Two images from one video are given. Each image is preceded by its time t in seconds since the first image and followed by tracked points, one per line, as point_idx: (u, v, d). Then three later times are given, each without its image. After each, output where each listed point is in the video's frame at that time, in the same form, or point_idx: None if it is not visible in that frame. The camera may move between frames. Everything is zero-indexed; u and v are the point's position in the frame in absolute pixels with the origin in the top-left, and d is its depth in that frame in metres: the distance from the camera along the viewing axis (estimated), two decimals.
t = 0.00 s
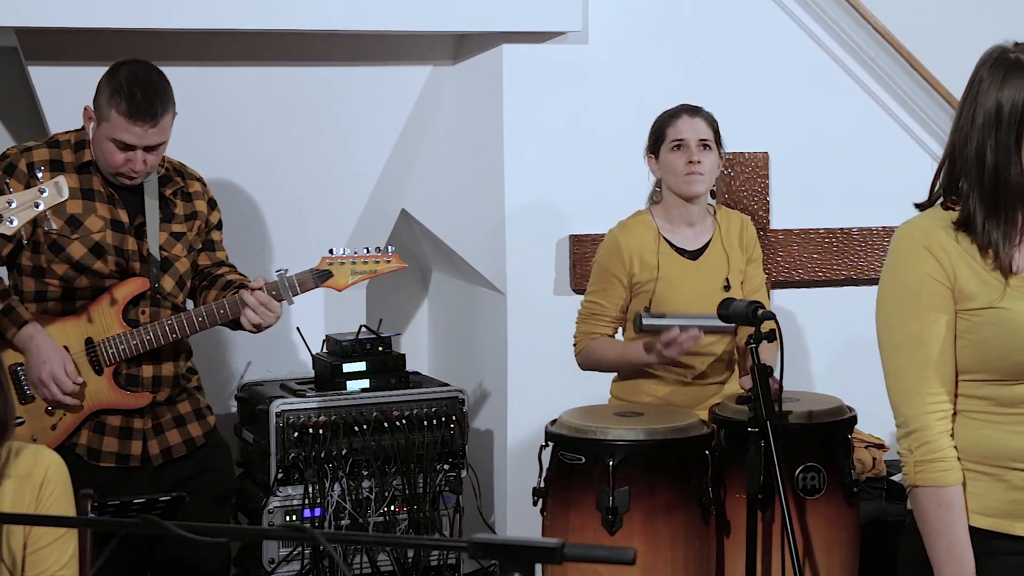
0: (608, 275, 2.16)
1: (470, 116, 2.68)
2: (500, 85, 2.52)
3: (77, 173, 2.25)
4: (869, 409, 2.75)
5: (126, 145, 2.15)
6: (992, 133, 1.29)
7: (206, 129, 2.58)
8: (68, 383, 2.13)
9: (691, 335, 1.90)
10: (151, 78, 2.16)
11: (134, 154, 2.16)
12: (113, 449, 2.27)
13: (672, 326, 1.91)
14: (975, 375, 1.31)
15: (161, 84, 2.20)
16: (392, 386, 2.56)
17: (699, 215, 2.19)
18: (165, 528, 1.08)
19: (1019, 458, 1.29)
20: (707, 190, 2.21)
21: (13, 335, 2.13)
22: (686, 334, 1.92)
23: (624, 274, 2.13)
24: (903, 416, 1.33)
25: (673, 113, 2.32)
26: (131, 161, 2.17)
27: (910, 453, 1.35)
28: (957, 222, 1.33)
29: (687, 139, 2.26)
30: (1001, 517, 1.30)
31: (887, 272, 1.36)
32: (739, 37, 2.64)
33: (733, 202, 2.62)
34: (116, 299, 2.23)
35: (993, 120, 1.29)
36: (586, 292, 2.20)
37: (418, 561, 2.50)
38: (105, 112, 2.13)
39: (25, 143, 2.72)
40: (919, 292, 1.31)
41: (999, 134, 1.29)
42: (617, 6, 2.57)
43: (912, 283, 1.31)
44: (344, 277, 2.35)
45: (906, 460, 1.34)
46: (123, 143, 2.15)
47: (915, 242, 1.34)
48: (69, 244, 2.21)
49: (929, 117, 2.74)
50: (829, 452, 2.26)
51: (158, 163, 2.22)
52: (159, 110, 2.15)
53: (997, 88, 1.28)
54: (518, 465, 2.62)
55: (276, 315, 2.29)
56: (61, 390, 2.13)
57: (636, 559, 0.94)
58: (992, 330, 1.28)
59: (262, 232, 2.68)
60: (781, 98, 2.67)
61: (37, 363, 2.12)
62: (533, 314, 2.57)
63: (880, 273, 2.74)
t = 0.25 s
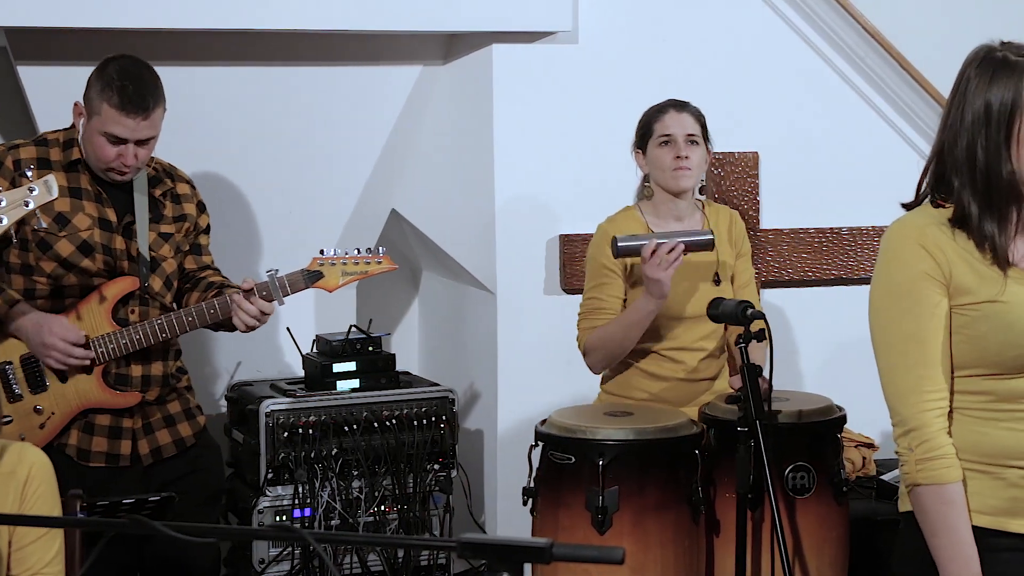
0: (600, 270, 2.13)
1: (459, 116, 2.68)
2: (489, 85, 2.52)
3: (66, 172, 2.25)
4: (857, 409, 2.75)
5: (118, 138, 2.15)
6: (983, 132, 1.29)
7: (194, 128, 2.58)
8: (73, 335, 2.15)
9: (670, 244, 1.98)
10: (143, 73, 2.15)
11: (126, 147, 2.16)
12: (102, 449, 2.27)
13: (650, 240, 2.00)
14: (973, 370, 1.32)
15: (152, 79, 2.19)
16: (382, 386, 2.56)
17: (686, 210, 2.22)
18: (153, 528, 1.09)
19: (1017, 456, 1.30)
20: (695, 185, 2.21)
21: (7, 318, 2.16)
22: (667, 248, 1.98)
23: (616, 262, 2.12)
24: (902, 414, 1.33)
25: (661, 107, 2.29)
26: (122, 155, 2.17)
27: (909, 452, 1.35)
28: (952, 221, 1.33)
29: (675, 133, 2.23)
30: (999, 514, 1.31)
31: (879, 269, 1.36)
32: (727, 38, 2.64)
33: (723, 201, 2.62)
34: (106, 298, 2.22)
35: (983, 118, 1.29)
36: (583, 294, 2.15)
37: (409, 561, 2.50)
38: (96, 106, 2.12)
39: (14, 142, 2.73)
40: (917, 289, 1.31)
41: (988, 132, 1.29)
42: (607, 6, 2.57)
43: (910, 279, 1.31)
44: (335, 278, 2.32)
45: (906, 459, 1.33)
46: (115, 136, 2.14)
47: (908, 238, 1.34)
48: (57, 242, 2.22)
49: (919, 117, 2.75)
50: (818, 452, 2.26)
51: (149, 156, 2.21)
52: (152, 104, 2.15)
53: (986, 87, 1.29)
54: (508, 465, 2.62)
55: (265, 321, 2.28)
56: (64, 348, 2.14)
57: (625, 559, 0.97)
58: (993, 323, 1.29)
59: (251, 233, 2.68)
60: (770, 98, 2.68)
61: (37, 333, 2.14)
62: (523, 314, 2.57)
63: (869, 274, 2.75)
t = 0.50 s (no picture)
0: (590, 268, 2.14)
1: (449, 116, 2.68)
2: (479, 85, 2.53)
3: (55, 170, 2.24)
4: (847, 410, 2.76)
5: (106, 138, 2.15)
6: (965, 135, 1.36)
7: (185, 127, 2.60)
8: (56, 367, 2.15)
9: (659, 244, 1.98)
10: (132, 73, 2.15)
11: (115, 147, 2.16)
12: (93, 449, 2.26)
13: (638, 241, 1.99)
14: (970, 380, 1.38)
15: (141, 79, 2.19)
16: (372, 386, 2.56)
17: (675, 209, 2.24)
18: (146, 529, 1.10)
19: (1017, 461, 1.36)
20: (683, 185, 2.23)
21: None
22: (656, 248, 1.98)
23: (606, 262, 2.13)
24: (911, 428, 1.36)
25: (649, 106, 2.29)
26: (111, 155, 2.17)
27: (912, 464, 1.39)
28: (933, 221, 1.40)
29: (663, 133, 2.23)
30: (1004, 522, 1.37)
31: (870, 279, 1.41)
32: (717, 37, 2.64)
33: (712, 201, 2.62)
34: (97, 297, 2.22)
35: (966, 121, 1.36)
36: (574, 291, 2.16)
37: (399, 561, 2.50)
38: (85, 106, 2.13)
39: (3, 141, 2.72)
40: (915, 300, 1.36)
41: (971, 135, 1.36)
42: (597, 6, 2.57)
43: (907, 290, 1.36)
44: (324, 272, 2.33)
45: (913, 472, 1.37)
46: (104, 136, 2.14)
47: (898, 245, 1.39)
48: (47, 241, 2.21)
49: (908, 117, 2.76)
50: (807, 451, 2.26)
51: (137, 156, 2.22)
52: (140, 104, 2.15)
53: (968, 92, 1.36)
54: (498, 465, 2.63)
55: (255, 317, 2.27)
56: (46, 375, 2.14)
57: (613, 558, 1.00)
58: (987, 331, 1.35)
59: (240, 229, 2.70)
60: (758, 97, 2.68)
61: (23, 352, 2.13)
62: (515, 313, 2.58)
63: (859, 273, 2.75)
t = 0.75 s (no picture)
0: (567, 274, 2.17)
1: (439, 116, 2.68)
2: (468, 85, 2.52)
3: (45, 169, 2.24)
4: (837, 411, 2.76)
5: (93, 141, 2.14)
6: (947, 137, 1.37)
7: (173, 129, 2.61)
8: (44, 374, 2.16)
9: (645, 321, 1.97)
10: (119, 74, 2.15)
11: (102, 149, 2.16)
12: (83, 449, 2.26)
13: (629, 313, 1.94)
14: (956, 385, 1.39)
15: (129, 80, 2.19)
16: (361, 386, 2.56)
17: (659, 213, 2.21)
18: (131, 528, 1.08)
19: (1008, 465, 1.38)
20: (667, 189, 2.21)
21: None
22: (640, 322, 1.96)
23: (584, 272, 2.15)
24: (902, 436, 1.36)
25: (633, 110, 2.29)
26: (99, 157, 2.17)
27: (902, 473, 1.38)
28: (914, 226, 1.40)
29: (647, 136, 2.24)
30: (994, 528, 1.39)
31: (851, 291, 1.40)
32: (706, 37, 2.65)
33: (702, 200, 2.63)
34: (86, 296, 2.22)
35: (947, 124, 1.37)
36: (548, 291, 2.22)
37: (389, 561, 2.50)
38: (71, 107, 2.12)
39: None
40: (898, 308, 1.35)
41: (952, 137, 1.37)
42: (586, 6, 2.57)
43: (890, 298, 1.36)
44: (314, 271, 2.33)
45: (904, 482, 1.36)
46: (91, 139, 2.14)
47: (878, 252, 1.39)
48: (36, 239, 2.21)
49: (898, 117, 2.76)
50: (798, 451, 2.25)
51: (127, 157, 2.21)
52: (126, 105, 2.14)
53: (948, 95, 1.38)
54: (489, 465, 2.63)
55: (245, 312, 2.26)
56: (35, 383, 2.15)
57: (602, 558, 0.99)
58: (972, 334, 1.36)
59: (229, 229, 2.70)
60: (747, 97, 2.69)
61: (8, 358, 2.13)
62: (506, 314, 2.58)
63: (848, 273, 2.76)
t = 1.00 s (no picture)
0: (555, 275, 2.16)
1: (428, 116, 2.68)
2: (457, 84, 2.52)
3: (33, 168, 2.24)
4: (824, 412, 2.77)
5: (81, 137, 2.14)
6: (926, 132, 1.38)
7: (162, 129, 2.62)
8: (39, 343, 2.15)
9: (615, 240, 2.03)
10: (105, 71, 2.15)
11: (89, 146, 2.16)
12: (71, 449, 2.26)
13: (598, 237, 2.04)
14: (945, 382, 1.39)
15: (115, 77, 2.19)
16: (350, 386, 2.56)
17: (641, 213, 2.24)
18: (117, 528, 1.08)
19: (990, 466, 1.38)
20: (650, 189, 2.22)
21: None
22: (613, 245, 2.03)
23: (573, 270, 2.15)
24: (890, 436, 1.36)
25: (617, 109, 2.29)
26: (86, 154, 2.16)
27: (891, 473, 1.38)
28: (893, 221, 1.42)
29: (632, 137, 2.24)
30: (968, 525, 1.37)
31: (834, 286, 1.41)
32: (695, 37, 2.65)
33: (690, 200, 2.63)
34: (74, 295, 2.22)
35: (925, 119, 1.39)
36: (538, 297, 2.18)
37: (378, 561, 2.50)
38: (58, 105, 2.12)
39: None
40: (886, 304, 1.35)
41: (932, 131, 1.38)
42: (575, 6, 2.57)
43: (878, 295, 1.36)
44: (304, 270, 2.34)
45: (894, 482, 1.36)
46: (78, 135, 2.13)
47: (865, 247, 1.39)
48: (24, 239, 2.20)
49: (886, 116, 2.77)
50: (786, 451, 2.24)
51: (115, 154, 2.21)
52: (113, 102, 2.14)
53: (926, 89, 1.39)
54: (477, 464, 2.63)
55: (235, 311, 2.26)
56: (30, 355, 2.14)
57: (589, 558, 0.98)
58: (960, 331, 1.36)
59: (217, 228, 2.70)
60: (735, 96, 2.69)
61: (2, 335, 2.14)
62: (495, 314, 2.58)
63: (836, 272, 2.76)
